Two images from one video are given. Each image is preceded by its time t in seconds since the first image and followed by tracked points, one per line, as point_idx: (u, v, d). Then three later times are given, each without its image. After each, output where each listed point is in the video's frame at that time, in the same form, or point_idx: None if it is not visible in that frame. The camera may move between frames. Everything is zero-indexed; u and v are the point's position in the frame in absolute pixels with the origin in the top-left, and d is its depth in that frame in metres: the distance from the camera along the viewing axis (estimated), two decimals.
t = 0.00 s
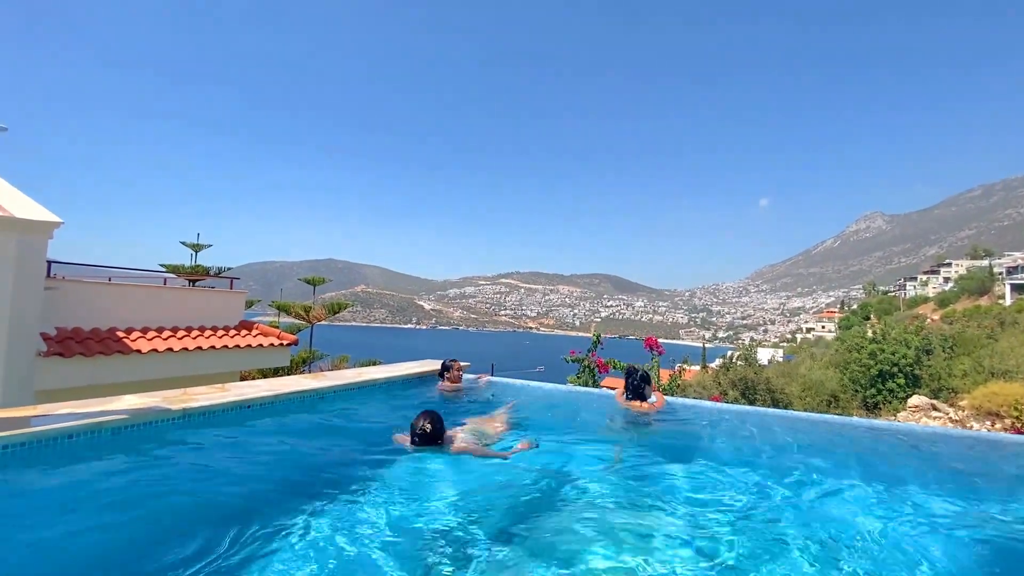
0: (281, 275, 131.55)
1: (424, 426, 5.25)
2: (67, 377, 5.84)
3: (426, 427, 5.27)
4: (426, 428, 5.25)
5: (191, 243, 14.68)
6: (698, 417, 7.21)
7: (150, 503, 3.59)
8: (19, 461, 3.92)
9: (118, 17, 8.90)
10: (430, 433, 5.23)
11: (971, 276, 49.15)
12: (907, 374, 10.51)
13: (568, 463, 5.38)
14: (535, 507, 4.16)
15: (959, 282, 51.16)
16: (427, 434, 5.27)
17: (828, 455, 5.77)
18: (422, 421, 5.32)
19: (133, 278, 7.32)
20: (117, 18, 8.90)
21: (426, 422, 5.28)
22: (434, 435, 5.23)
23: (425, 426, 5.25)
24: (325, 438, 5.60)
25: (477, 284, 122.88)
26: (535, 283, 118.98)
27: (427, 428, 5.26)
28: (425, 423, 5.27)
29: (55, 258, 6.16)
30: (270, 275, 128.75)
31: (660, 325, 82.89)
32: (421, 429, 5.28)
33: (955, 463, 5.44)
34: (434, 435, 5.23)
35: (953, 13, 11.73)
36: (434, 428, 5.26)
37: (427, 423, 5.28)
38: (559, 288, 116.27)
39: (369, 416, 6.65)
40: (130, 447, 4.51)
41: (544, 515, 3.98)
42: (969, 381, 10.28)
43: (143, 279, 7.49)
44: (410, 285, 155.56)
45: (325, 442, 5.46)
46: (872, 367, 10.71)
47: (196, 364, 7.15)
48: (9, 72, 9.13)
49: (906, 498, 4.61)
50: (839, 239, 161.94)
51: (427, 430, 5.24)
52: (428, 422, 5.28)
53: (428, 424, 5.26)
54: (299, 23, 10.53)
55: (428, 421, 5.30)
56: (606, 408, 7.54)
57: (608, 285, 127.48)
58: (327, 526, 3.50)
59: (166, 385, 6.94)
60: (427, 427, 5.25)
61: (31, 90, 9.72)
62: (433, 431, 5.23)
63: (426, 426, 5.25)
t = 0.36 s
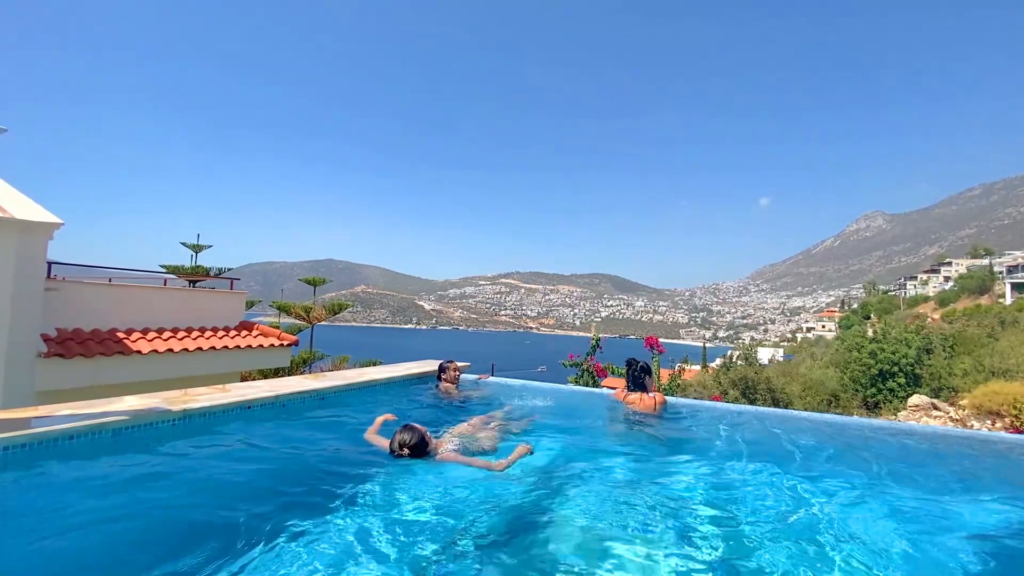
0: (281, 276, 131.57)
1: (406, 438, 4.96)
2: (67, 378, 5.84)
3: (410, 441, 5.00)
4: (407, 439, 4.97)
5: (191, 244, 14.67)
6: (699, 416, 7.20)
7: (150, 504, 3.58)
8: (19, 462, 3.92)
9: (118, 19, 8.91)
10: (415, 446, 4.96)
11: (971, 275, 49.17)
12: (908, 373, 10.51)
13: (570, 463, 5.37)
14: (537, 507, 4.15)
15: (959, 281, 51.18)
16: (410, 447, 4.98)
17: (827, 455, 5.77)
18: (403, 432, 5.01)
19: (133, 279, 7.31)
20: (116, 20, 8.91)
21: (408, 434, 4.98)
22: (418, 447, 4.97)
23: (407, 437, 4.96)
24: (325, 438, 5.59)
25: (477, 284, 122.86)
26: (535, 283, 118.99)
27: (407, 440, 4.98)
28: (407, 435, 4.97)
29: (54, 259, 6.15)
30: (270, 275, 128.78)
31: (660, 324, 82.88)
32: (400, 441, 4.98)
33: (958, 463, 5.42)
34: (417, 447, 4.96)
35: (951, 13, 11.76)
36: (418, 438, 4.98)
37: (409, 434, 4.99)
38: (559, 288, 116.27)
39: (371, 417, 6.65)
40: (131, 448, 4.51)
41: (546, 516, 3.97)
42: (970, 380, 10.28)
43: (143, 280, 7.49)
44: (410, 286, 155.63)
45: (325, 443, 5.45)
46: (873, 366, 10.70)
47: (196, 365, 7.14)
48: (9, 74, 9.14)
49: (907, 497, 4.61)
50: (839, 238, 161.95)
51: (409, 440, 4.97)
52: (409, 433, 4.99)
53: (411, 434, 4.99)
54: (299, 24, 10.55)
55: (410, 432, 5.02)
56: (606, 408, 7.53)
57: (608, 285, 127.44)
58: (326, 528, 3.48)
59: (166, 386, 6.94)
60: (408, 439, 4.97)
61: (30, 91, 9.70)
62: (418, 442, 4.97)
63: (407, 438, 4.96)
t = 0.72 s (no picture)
0: (282, 276, 131.59)
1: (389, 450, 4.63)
2: (67, 378, 5.84)
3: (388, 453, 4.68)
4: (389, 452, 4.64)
5: (192, 244, 14.71)
6: (701, 416, 7.20)
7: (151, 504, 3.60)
8: (20, 463, 3.92)
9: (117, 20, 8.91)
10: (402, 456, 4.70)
11: (972, 274, 49.16)
12: (908, 372, 10.51)
13: (571, 463, 5.37)
14: (537, 507, 4.15)
15: (959, 280, 51.15)
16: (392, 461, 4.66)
17: (825, 454, 5.77)
18: (382, 445, 4.65)
19: (133, 279, 7.33)
20: (116, 20, 8.90)
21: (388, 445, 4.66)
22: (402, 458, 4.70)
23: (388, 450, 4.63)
24: (326, 438, 5.60)
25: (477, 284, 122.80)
26: (535, 283, 119.04)
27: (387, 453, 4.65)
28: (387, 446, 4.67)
29: (55, 260, 6.16)
30: (270, 275, 128.85)
31: (661, 324, 82.88)
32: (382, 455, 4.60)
33: (960, 463, 5.41)
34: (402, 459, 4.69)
35: (952, 12, 11.74)
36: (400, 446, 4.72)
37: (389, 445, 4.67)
38: (560, 288, 116.26)
39: (371, 416, 6.66)
40: (132, 448, 4.52)
41: (547, 516, 3.97)
42: (970, 379, 10.28)
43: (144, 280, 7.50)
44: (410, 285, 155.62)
45: (327, 442, 5.45)
46: (873, 365, 10.70)
47: (196, 365, 7.14)
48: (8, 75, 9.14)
49: (906, 497, 4.61)
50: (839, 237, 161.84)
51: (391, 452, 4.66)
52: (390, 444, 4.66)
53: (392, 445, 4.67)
54: (298, 24, 10.53)
55: (390, 442, 4.69)
56: (607, 408, 7.53)
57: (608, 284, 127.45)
58: (325, 528, 3.48)
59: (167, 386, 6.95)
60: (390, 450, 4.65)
61: (31, 92, 9.73)
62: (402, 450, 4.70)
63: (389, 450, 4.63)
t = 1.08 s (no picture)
0: (282, 276, 131.66)
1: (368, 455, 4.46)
2: (68, 377, 5.83)
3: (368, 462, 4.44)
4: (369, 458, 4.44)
5: (192, 243, 14.73)
6: (702, 415, 7.20)
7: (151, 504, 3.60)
8: (21, 463, 3.92)
9: (118, 21, 8.92)
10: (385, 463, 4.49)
11: (972, 274, 49.14)
12: (909, 371, 10.51)
13: (572, 463, 5.37)
14: (537, 507, 4.15)
15: (960, 280, 51.11)
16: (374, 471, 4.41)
17: (824, 453, 5.79)
18: (360, 453, 4.47)
19: (134, 279, 7.33)
20: (116, 20, 8.90)
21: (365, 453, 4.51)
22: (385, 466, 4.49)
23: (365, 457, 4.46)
24: (326, 438, 5.60)
25: (478, 284, 122.78)
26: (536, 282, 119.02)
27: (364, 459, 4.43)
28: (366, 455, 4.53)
29: (57, 259, 6.16)
30: (271, 275, 128.90)
31: (661, 324, 82.86)
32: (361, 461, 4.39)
33: (961, 462, 5.40)
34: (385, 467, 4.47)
35: (952, 11, 11.74)
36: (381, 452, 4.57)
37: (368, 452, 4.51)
38: (560, 287, 116.24)
39: (372, 417, 6.65)
40: (133, 447, 4.53)
41: (547, 516, 3.97)
42: (971, 378, 10.29)
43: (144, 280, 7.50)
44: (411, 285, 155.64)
45: (327, 442, 5.45)
46: (874, 364, 10.70)
47: (196, 364, 7.14)
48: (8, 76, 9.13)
49: (905, 496, 4.61)
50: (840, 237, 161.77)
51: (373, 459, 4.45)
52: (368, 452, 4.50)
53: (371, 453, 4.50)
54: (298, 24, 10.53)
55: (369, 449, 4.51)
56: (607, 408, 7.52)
57: (608, 284, 127.37)
58: (321, 529, 3.45)
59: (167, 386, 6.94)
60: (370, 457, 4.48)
61: (31, 93, 9.74)
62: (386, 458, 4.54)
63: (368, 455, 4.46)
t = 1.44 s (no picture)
0: (282, 275, 131.74)
1: (346, 463, 3.78)
2: (68, 376, 5.83)
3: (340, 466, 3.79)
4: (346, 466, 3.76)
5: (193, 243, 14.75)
6: (704, 415, 7.19)
7: (150, 502, 3.61)
8: (22, 462, 3.93)
9: (119, 20, 8.93)
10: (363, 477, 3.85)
11: (972, 274, 49.18)
12: (909, 371, 10.52)
13: (574, 462, 5.37)
14: (542, 507, 4.13)
15: (960, 280, 51.12)
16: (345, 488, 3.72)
17: (823, 452, 5.79)
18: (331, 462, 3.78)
19: (134, 278, 7.33)
20: (116, 20, 8.90)
21: (336, 456, 3.84)
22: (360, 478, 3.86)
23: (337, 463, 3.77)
24: (328, 437, 5.61)
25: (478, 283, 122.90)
26: (536, 282, 119.07)
27: (340, 468, 3.74)
28: (332, 459, 3.85)
29: (58, 258, 6.17)
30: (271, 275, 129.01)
31: (661, 324, 82.86)
32: (336, 472, 3.68)
33: (965, 462, 5.39)
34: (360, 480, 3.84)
35: (953, 11, 11.73)
36: (359, 455, 3.97)
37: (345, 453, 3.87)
38: (560, 287, 116.24)
39: (372, 416, 6.65)
40: (133, 446, 4.53)
41: (551, 516, 3.96)
42: (971, 378, 10.29)
43: (145, 279, 7.51)
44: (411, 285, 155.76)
45: (328, 441, 5.46)
46: (874, 364, 10.69)
47: (196, 363, 7.14)
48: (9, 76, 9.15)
49: (907, 496, 4.61)
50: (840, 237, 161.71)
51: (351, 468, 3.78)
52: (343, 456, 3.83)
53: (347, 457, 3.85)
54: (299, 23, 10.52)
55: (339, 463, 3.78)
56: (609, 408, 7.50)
57: (608, 284, 127.40)
58: (319, 529, 3.43)
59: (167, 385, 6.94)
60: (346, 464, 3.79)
61: (32, 92, 9.76)
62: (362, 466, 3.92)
63: (345, 462, 3.79)
